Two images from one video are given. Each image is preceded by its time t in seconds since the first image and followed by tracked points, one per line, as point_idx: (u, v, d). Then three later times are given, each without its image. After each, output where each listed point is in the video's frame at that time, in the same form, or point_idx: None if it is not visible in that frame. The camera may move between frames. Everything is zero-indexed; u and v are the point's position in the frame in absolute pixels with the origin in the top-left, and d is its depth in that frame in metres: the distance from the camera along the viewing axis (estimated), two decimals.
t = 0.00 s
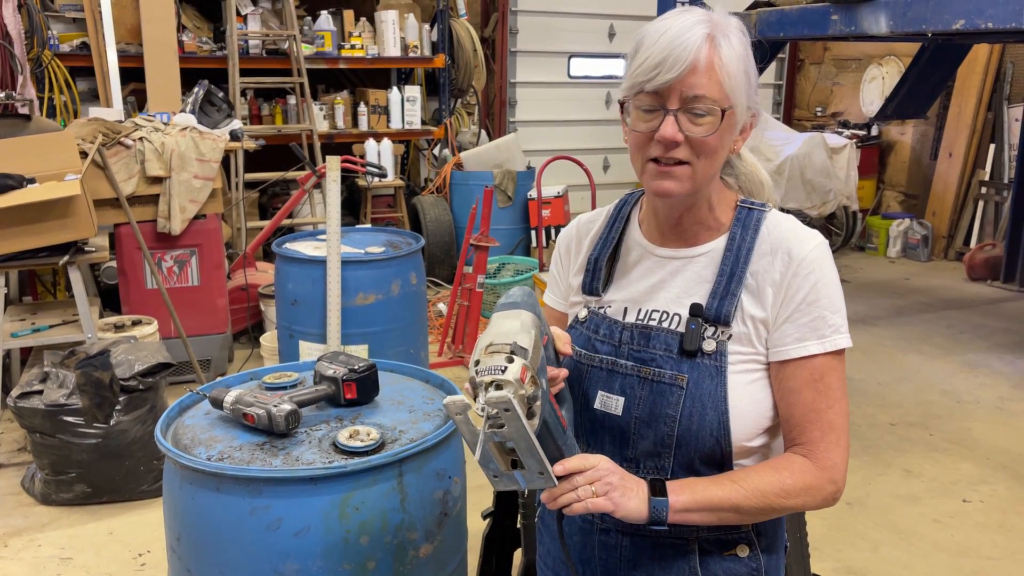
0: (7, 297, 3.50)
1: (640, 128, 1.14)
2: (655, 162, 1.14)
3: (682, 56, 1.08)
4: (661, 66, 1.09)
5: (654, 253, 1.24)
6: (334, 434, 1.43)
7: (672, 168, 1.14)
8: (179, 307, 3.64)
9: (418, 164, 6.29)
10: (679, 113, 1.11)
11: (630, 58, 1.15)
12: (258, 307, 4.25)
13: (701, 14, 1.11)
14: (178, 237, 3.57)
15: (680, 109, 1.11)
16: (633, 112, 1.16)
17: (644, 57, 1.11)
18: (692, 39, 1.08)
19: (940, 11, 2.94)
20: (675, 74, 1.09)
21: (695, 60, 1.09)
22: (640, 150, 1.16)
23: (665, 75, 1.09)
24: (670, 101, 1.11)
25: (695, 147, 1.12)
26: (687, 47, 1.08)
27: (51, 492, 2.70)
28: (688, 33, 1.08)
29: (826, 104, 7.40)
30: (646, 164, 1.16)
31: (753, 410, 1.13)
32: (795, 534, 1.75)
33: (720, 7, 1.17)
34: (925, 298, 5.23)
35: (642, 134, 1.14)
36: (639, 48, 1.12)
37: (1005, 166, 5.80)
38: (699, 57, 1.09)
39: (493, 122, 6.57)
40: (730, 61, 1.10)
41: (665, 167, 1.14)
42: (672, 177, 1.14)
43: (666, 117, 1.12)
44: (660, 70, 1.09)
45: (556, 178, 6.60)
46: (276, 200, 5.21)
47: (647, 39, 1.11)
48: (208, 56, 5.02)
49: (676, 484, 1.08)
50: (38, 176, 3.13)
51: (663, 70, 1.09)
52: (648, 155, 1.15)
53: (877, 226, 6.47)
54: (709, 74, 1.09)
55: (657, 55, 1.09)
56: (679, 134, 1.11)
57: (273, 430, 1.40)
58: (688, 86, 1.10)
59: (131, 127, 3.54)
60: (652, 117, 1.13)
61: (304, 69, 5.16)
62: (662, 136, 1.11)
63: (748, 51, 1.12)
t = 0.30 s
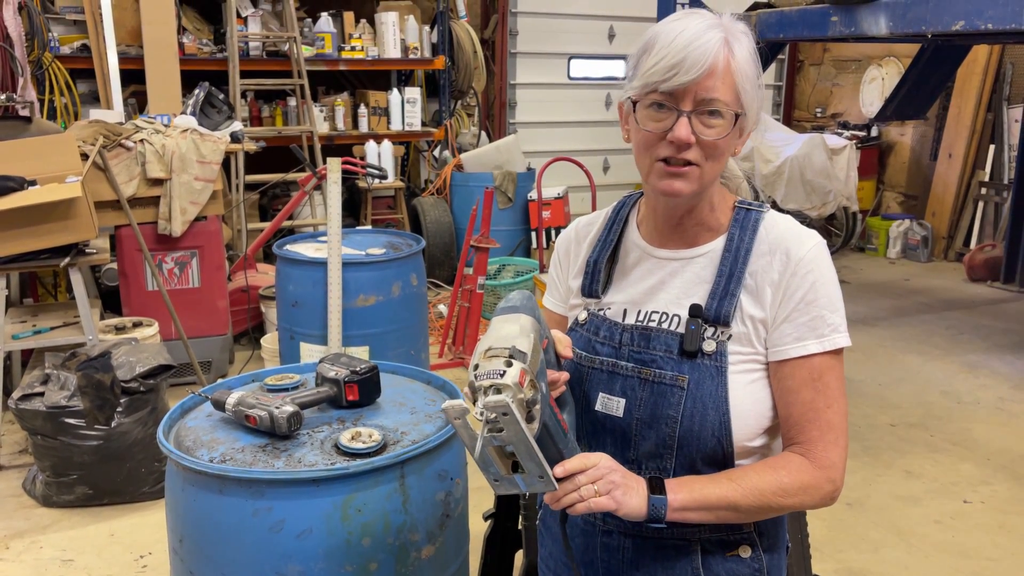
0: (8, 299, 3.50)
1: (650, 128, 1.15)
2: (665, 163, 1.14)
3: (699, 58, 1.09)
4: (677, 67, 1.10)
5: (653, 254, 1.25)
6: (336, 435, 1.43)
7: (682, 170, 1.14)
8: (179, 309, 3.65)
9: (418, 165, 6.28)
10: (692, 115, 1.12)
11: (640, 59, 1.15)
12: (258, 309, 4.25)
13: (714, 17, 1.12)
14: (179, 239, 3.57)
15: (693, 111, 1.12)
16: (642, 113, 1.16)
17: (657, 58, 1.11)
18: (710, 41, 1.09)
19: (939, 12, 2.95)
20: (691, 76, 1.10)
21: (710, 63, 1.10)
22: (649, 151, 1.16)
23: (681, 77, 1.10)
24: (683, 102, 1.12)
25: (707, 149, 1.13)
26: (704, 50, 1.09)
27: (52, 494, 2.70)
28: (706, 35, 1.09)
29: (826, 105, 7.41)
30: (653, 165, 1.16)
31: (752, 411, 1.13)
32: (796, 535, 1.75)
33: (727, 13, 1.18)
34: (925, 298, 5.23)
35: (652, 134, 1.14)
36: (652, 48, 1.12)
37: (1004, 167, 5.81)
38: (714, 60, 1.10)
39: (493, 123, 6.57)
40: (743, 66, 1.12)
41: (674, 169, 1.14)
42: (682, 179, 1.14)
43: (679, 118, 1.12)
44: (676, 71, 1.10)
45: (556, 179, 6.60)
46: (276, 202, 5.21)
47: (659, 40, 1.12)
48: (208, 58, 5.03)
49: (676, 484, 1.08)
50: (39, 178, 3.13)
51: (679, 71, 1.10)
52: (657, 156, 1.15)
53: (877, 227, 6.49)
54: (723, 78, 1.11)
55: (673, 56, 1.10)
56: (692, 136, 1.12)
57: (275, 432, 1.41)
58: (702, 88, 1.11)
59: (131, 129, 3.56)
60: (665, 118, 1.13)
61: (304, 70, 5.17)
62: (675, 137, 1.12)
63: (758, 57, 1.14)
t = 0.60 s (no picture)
0: (8, 302, 3.50)
1: (645, 134, 1.15)
2: (660, 169, 1.15)
3: (693, 64, 1.09)
4: (671, 73, 1.10)
5: (649, 256, 1.25)
6: (335, 438, 1.43)
7: (677, 176, 1.15)
8: (179, 311, 3.65)
9: (418, 167, 6.28)
10: (687, 121, 1.12)
11: (634, 64, 1.15)
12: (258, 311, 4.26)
13: (709, 22, 1.12)
14: (179, 241, 3.58)
15: (688, 116, 1.12)
16: (637, 118, 1.16)
17: (653, 63, 1.11)
18: (705, 46, 1.09)
19: (938, 13, 2.96)
20: (685, 82, 1.10)
21: (704, 68, 1.10)
22: (645, 157, 1.16)
23: (675, 83, 1.10)
24: (678, 108, 1.12)
25: (702, 155, 1.14)
26: (699, 55, 1.09)
27: (52, 496, 2.70)
28: (699, 41, 1.09)
29: (825, 106, 7.42)
30: (649, 171, 1.17)
31: (747, 413, 1.14)
32: (796, 537, 1.75)
33: (722, 15, 1.18)
34: (925, 299, 5.23)
35: (648, 140, 1.15)
36: (646, 54, 1.13)
37: (1004, 168, 5.82)
38: (708, 65, 1.11)
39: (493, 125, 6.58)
40: (738, 71, 1.12)
41: (670, 175, 1.15)
42: (678, 184, 1.15)
43: (674, 123, 1.13)
44: (670, 77, 1.10)
45: (556, 180, 6.61)
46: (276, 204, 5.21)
47: (654, 46, 1.12)
48: (208, 60, 5.03)
49: (671, 488, 1.09)
50: (39, 180, 3.13)
51: (673, 77, 1.10)
52: (653, 162, 1.15)
53: (876, 228, 6.49)
54: (718, 83, 1.11)
55: (667, 62, 1.10)
56: (687, 141, 1.12)
57: (275, 434, 1.41)
58: (697, 94, 1.11)
59: (131, 131, 3.55)
60: (660, 124, 1.14)
61: (304, 72, 5.17)
62: (670, 143, 1.12)
63: (753, 61, 1.15)
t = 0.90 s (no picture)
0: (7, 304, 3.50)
1: (640, 134, 1.15)
2: (655, 169, 1.15)
3: (689, 64, 1.09)
4: (666, 73, 1.10)
5: (647, 258, 1.25)
6: (335, 440, 1.43)
7: (671, 176, 1.15)
8: (179, 313, 3.64)
9: (418, 168, 6.27)
10: (682, 121, 1.12)
11: (630, 65, 1.15)
12: (258, 312, 4.25)
13: (706, 22, 1.12)
14: (178, 243, 3.58)
15: (683, 117, 1.12)
16: (632, 118, 1.16)
17: (649, 63, 1.11)
18: (700, 46, 1.09)
19: (937, 13, 2.97)
20: (680, 82, 1.10)
21: (700, 68, 1.10)
22: (639, 156, 1.16)
23: (670, 82, 1.10)
24: (673, 108, 1.12)
25: (697, 155, 1.14)
26: (694, 55, 1.09)
27: (52, 498, 2.70)
28: (695, 41, 1.09)
29: (825, 107, 7.42)
30: (644, 171, 1.17)
31: (745, 415, 1.14)
32: (797, 538, 1.74)
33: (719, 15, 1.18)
34: (925, 300, 5.23)
35: (643, 140, 1.15)
36: (642, 54, 1.13)
37: (1003, 168, 5.82)
38: (704, 65, 1.11)
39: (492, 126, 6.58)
40: (734, 71, 1.12)
41: (664, 175, 1.15)
42: (672, 185, 1.15)
43: (669, 124, 1.13)
44: (665, 77, 1.10)
45: (556, 182, 6.60)
46: (276, 205, 5.21)
47: (650, 46, 1.12)
48: (208, 62, 5.04)
49: (670, 491, 1.08)
50: (38, 182, 3.13)
51: (668, 77, 1.10)
52: (647, 162, 1.15)
53: (875, 229, 6.49)
54: (713, 83, 1.11)
55: (662, 62, 1.10)
56: (682, 141, 1.12)
57: (275, 436, 1.40)
58: (692, 94, 1.11)
59: (131, 133, 3.55)
60: (655, 123, 1.14)
61: (303, 74, 5.17)
62: (665, 143, 1.12)
63: (750, 62, 1.14)
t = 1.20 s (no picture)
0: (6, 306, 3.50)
1: (637, 132, 1.15)
2: (651, 167, 1.14)
3: (686, 62, 1.09)
4: (663, 71, 1.10)
5: (644, 258, 1.24)
6: (332, 442, 1.43)
7: (668, 175, 1.14)
8: (179, 315, 3.64)
9: (417, 170, 6.26)
10: (679, 119, 1.12)
11: (627, 64, 1.15)
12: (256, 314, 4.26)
13: (703, 21, 1.13)
14: (177, 245, 3.58)
15: (680, 114, 1.12)
16: (629, 117, 1.16)
17: (646, 60, 1.11)
18: (697, 44, 1.09)
19: (936, 14, 2.97)
20: (677, 80, 1.10)
21: (697, 66, 1.10)
22: (636, 155, 1.16)
23: (667, 80, 1.10)
24: (670, 106, 1.12)
25: (694, 153, 1.13)
26: (691, 53, 1.09)
27: (51, 501, 2.70)
28: (693, 39, 1.09)
29: (824, 108, 7.42)
30: (641, 170, 1.16)
31: (743, 416, 1.13)
32: (796, 539, 1.74)
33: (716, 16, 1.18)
34: (925, 301, 5.22)
35: (639, 138, 1.14)
36: (639, 52, 1.13)
37: (1003, 169, 5.83)
38: (701, 64, 1.11)
39: (491, 128, 6.58)
40: (731, 70, 1.12)
41: (661, 173, 1.15)
42: (669, 183, 1.14)
43: (667, 121, 1.12)
44: (662, 74, 1.10)
45: (555, 183, 6.60)
46: (275, 207, 5.21)
47: (647, 44, 1.12)
48: (207, 64, 5.04)
49: (666, 494, 1.08)
50: (37, 184, 3.13)
51: (665, 75, 1.10)
52: (644, 160, 1.15)
53: (875, 230, 6.49)
54: (710, 81, 1.11)
55: (659, 60, 1.10)
56: (679, 139, 1.12)
57: (273, 438, 1.40)
58: (688, 91, 1.11)
59: (129, 135, 3.55)
60: (652, 121, 1.13)
61: (302, 76, 5.17)
62: (662, 140, 1.12)
63: (746, 62, 1.15)
